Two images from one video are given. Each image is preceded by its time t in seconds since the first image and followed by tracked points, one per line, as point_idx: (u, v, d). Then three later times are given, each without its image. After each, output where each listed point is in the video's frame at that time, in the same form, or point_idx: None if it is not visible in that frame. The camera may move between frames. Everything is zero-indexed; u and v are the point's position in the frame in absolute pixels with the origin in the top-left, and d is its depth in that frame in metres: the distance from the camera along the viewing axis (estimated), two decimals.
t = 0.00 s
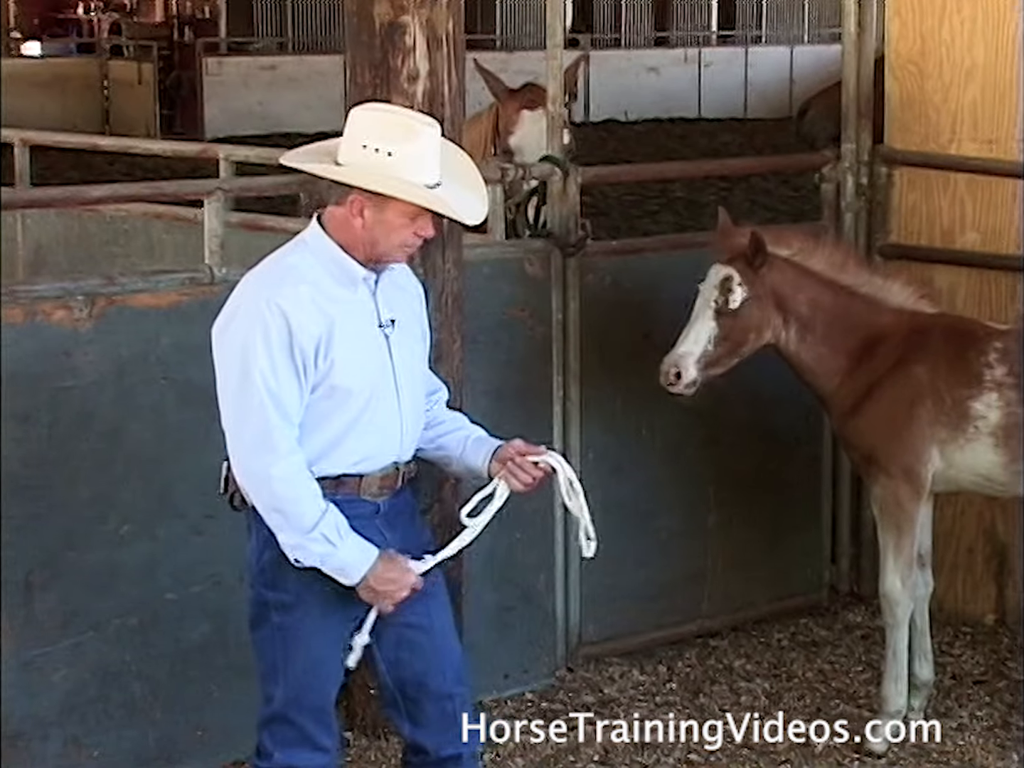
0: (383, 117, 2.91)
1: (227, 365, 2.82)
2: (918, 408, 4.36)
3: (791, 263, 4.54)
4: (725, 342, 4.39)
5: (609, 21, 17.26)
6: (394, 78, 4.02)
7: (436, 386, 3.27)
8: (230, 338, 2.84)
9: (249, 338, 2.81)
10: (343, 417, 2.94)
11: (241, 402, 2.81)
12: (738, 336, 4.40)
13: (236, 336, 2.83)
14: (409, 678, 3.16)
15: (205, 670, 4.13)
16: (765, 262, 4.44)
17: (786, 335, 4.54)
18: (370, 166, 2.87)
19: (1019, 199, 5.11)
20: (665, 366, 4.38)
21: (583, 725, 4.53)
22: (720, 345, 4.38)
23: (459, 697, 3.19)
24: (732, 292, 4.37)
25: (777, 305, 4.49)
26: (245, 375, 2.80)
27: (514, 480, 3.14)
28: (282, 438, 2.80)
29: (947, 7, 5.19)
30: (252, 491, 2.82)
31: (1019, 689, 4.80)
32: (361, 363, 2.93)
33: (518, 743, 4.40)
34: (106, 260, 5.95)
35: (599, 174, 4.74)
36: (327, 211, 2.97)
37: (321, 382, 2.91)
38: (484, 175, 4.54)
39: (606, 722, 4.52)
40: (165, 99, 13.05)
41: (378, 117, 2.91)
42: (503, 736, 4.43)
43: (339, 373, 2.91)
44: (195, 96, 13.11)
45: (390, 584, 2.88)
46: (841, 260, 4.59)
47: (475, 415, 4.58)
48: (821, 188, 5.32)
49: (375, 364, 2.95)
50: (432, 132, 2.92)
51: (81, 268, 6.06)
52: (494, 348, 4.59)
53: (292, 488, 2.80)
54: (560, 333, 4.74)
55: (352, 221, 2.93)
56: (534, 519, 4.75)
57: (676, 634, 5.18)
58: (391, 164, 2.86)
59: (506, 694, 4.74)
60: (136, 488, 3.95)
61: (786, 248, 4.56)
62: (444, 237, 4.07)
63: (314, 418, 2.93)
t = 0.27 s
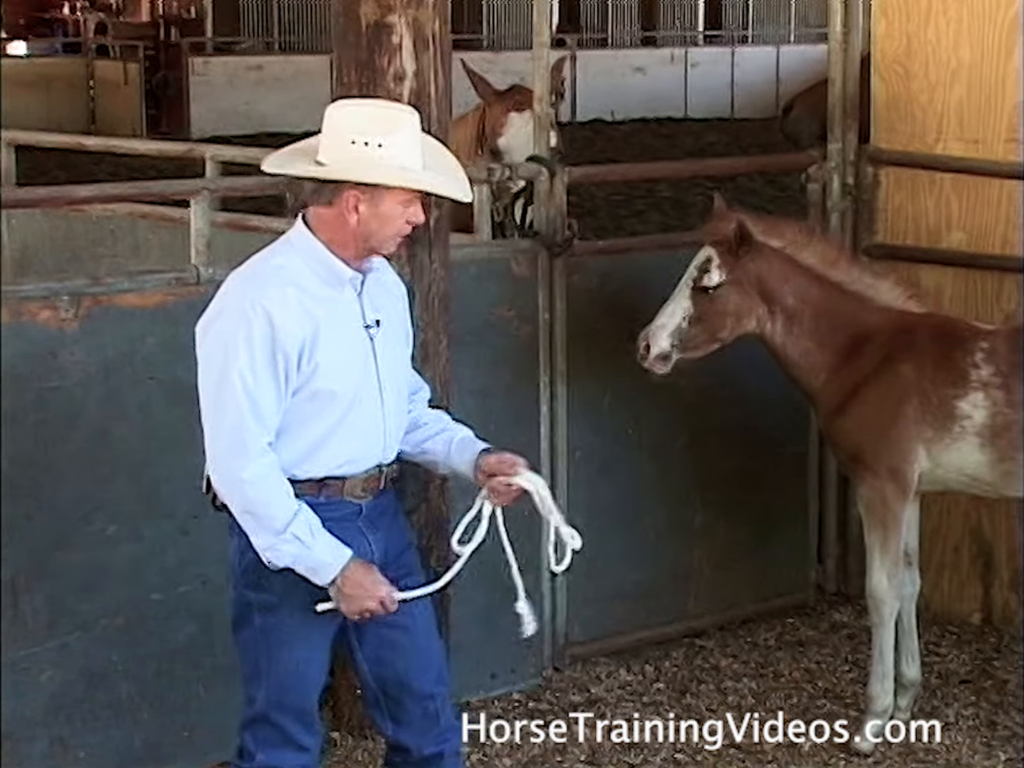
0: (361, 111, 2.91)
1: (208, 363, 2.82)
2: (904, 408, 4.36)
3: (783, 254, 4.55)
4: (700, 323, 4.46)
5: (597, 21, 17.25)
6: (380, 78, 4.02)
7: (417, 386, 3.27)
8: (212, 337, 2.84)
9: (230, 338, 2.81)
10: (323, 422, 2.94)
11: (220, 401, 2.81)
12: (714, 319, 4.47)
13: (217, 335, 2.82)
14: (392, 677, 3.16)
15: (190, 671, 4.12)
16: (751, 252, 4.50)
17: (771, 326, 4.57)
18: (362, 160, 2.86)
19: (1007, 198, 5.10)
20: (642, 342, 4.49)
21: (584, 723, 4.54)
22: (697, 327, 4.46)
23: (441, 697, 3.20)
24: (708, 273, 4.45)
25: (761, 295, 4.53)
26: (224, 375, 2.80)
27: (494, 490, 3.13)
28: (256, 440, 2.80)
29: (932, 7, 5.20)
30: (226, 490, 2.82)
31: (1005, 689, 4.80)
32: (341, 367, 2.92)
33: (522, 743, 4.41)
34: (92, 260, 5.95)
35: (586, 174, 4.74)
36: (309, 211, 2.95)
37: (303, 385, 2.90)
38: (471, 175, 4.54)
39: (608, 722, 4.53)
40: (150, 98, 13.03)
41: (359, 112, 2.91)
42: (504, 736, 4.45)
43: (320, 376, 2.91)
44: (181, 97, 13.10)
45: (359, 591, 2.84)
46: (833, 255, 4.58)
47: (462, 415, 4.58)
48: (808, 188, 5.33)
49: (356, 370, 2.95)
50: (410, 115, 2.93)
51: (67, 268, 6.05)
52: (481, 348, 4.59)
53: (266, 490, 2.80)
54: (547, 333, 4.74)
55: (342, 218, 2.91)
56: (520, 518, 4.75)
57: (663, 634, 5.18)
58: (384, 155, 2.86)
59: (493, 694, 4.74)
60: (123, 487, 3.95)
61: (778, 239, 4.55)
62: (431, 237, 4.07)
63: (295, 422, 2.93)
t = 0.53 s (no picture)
0: (352, 106, 2.91)
1: (212, 364, 2.81)
2: (894, 408, 4.36)
3: (780, 249, 4.59)
4: (687, 308, 4.57)
5: (586, 21, 17.26)
6: (370, 79, 4.01)
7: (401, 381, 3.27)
8: (213, 339, 2.82)
9: (233, 338, 2.80)
10: (322, 415, 2.93)
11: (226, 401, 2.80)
12: (701, 306, 4.56)
13: (219, 336, 2.81)
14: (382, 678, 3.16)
15: (180, 672, 4.12)
16: (739, 242, 4.57)
17: (763, 318, 4.63)
18: (374, 157, 2.89)
19: (995, 200, 5.10)
20: (635, 321, 4.63)
21: (584, 724, 4.54)
22: (684, 311, 4.57)
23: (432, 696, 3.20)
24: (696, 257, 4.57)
25: (749, 286, 4.60)
26: (230, 376, 2.79)
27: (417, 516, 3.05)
28: (268, 435, 2.80)
29: (922, 7, 5.21)
30: (242, 486, 2.83)
31: (995, 689, 4.80)
32: (343, 359, 2.93)
33: (518, 744, 4.42)
34: (82, 261, 5.95)
35: (576, 174, 4.74)
36: (298, 208, 2.95)
37: (303, 382, 2.90)
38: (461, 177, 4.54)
39: (608, 722, 4.54)
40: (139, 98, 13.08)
41: (353, 107, 2.91)
42: (504, 736, 4.46)
43: (318, 370, 2.91)
44: (171, 97, 13.09)
45: (388, 546, 2.96)
46: (829, 252, 4.61)
47: (452, 415, 4.58)
48: (798, 188, 5.33)
49: (350, 364, 2.95)
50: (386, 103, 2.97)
51: (57, 268, 6.06)
52: (471, 348, 4.59)
53: (287, 480, 2.81)
54: (537, 333, 4.74)
55: (349, 213, 2.92)
56: (510, 519, 4.75)
57: (654, 634, 5.18)
58: (391, 147, 2.91)
59: (483, 695, 4.74)
60: (113, 489, 3.94)
61: (776, 233, 4.58)
62: (421, 238, 4.07)
63: (294, 419, 2.92)
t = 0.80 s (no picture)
0: (349, 100, 2.92)
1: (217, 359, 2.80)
2: (893, 408, 4.36)
3: (777, 247, 4.62)
4: (681, 301, 4.63)
5: (585, 21, 17.27)
6: (369, 79, 4.01)
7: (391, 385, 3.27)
8: (220, 328, 2.82)
9: (241, 327, 2.80)
10: (323, 416, 2.93)
11: (233, 391, 2.80)
12: (695, 298, 4.62)
13: (227, 325, 2.81)
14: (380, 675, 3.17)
15: (178, 672, 4.12)
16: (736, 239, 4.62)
17: (759, 316, 4.66)
18: (375, 149, 2.90)
19: (993, 200, 5.11)
20: (631, 310, 4.71)
21: (584, 724, 4.54)
22: (678, 304, 4.64)
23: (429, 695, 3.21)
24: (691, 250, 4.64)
25: (745, 283, 4.64)
26: (237, 366, 2.79)
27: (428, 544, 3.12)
28: (273, 430, 2.79)
29: (921, 7, 5.21)
30: (241, 481, 2.81)
31: (993, 689, 4.80)
32: (343, 357, 2.93)
33: (518, 743, 4.42)
34: (81, 260, 5.95)
35: (574, 174, 4.75)
36: (297, 206, 2.94)
37: (307, 379, 2.89)
38: (460, 177, 4.54)
39: (608, 722, 4.54)
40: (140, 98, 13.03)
41: (351, 103, 2.92)
42: (504, 736, 4.46)
43: (321, 369, 2.91)
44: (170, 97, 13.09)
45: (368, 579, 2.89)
46: (829, 252, 4.62)
47: (450, 416, 4.58)
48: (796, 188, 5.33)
49: (352, 365, 2.96)
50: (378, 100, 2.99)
51: (56, 268, 6.06)
52: (469, 348, 4.59)
53: (286, 479, 2.79)
54: (536, 334, 4.74)
55: (351, 208, 2.92)
56: (509, 519, 4.75)
57: (653, 634, 5.18)
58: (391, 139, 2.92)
59: (481, 695, 4.74)
60: (111, 489, 3.94)
61: (774, 231, 4.61)
62: (420, 239, 4.06)
63: (297, 417, 2.91)
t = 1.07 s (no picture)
0: (340, 101, 2.96)
1: (213, 359, 2.81)
2: (893, 408, 4.36)
3: (772, 252, 4.63)
4: (678, 307, 4.65)
5: (584, 22, 17.29)
6: (368, 79, 4.01)
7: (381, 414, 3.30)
8: (218, 324, 2.83)
9: (239, 326, 2.80)
10: (313, 424, 2.93)
11: (227, 390, 2.80)
12: (691, 304, 4.64)
13: (225, 323, 2.81)
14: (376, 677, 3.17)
15: (178, 672, 4.12)
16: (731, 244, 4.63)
17: (755, 321, 4.67)
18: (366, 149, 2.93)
19: (992, 201, 5.11)
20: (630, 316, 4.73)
21: (584, 724, 4.54)
22: (675, 309, 4.65)
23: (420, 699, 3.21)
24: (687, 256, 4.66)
25: (739, 289, 4.65)
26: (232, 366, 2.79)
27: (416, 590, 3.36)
28: (264, 436, 2.79)
29: (919, 7, 5.21)
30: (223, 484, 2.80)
31: (992, 689, 4.81)
32: (336, 364, 2.93)
33: (518, 743, 4.42)
34: (80, 260, 5.95)
35: (574, 174, 4.75)
36: (286, 205, 2.97)
37: (301, 384, 2.90)
38: (459, 176, 4.54)
39: (607, 722, 4.54)
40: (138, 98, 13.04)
41: (342, 104, 2.95)
42: (504, 736, 4.46)
43: (313, 377, 2.91)
44: (170, 97, 13.09)
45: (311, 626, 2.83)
46: (824, 253, 4.63)
47: (449, 416, 4.58)
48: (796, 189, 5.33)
49: (345, 373, 2.96)
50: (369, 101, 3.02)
51: (55, 269, 6.07)
52: (469, 348, 4.58)
53: (266, 489, 2.78)
54: (535, 334, 4.74)
55: (343, 207, 2.95)
56: (508, 519, 4.75)
57: (652, 634, 5.18)
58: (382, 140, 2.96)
59: (480, 695, 4.74)
60: (110, 489, 3.94)
61: (767, 236, 4.63)
62: (419, 239, 4.06)
63: (289, 422, 2.91)
